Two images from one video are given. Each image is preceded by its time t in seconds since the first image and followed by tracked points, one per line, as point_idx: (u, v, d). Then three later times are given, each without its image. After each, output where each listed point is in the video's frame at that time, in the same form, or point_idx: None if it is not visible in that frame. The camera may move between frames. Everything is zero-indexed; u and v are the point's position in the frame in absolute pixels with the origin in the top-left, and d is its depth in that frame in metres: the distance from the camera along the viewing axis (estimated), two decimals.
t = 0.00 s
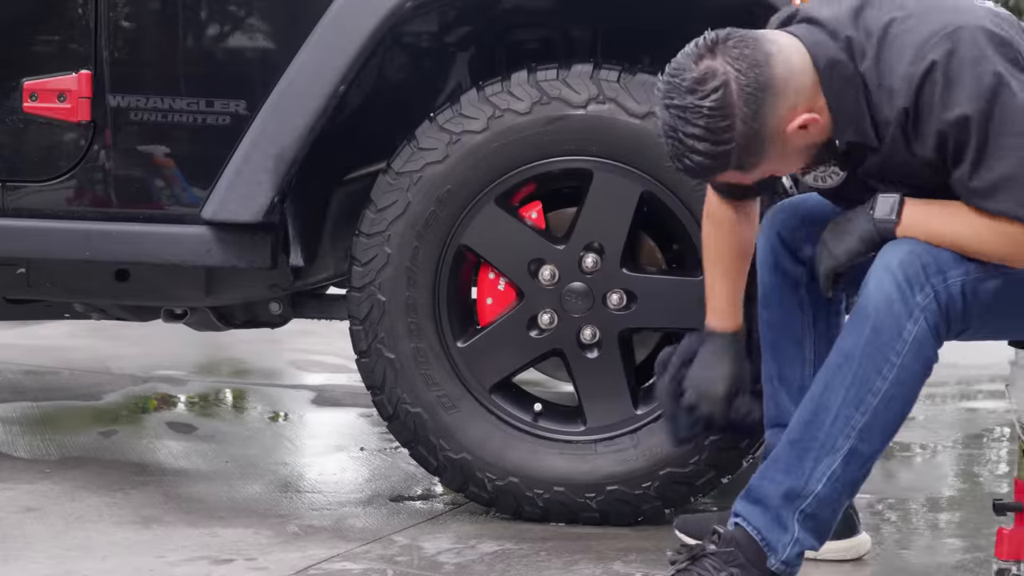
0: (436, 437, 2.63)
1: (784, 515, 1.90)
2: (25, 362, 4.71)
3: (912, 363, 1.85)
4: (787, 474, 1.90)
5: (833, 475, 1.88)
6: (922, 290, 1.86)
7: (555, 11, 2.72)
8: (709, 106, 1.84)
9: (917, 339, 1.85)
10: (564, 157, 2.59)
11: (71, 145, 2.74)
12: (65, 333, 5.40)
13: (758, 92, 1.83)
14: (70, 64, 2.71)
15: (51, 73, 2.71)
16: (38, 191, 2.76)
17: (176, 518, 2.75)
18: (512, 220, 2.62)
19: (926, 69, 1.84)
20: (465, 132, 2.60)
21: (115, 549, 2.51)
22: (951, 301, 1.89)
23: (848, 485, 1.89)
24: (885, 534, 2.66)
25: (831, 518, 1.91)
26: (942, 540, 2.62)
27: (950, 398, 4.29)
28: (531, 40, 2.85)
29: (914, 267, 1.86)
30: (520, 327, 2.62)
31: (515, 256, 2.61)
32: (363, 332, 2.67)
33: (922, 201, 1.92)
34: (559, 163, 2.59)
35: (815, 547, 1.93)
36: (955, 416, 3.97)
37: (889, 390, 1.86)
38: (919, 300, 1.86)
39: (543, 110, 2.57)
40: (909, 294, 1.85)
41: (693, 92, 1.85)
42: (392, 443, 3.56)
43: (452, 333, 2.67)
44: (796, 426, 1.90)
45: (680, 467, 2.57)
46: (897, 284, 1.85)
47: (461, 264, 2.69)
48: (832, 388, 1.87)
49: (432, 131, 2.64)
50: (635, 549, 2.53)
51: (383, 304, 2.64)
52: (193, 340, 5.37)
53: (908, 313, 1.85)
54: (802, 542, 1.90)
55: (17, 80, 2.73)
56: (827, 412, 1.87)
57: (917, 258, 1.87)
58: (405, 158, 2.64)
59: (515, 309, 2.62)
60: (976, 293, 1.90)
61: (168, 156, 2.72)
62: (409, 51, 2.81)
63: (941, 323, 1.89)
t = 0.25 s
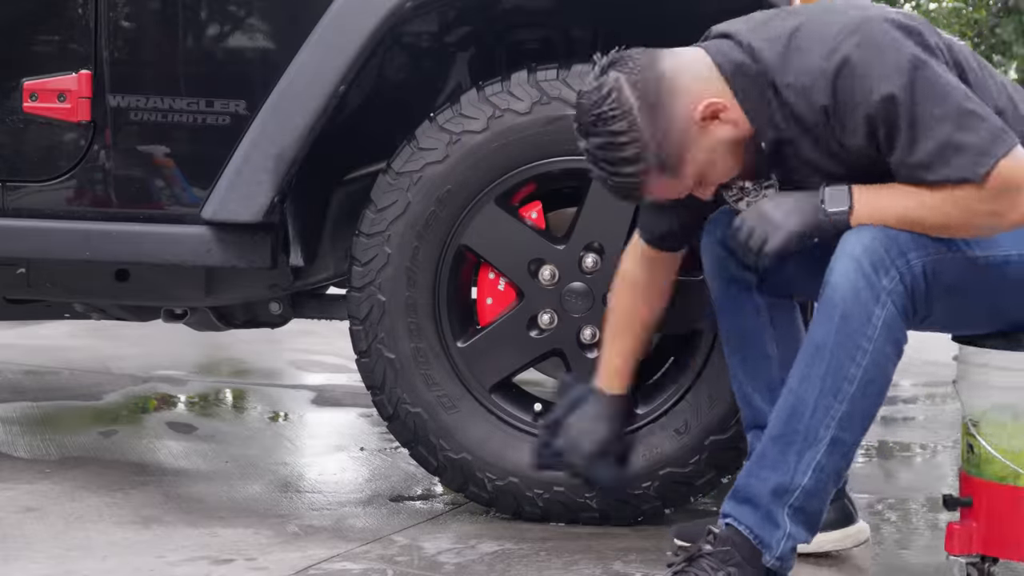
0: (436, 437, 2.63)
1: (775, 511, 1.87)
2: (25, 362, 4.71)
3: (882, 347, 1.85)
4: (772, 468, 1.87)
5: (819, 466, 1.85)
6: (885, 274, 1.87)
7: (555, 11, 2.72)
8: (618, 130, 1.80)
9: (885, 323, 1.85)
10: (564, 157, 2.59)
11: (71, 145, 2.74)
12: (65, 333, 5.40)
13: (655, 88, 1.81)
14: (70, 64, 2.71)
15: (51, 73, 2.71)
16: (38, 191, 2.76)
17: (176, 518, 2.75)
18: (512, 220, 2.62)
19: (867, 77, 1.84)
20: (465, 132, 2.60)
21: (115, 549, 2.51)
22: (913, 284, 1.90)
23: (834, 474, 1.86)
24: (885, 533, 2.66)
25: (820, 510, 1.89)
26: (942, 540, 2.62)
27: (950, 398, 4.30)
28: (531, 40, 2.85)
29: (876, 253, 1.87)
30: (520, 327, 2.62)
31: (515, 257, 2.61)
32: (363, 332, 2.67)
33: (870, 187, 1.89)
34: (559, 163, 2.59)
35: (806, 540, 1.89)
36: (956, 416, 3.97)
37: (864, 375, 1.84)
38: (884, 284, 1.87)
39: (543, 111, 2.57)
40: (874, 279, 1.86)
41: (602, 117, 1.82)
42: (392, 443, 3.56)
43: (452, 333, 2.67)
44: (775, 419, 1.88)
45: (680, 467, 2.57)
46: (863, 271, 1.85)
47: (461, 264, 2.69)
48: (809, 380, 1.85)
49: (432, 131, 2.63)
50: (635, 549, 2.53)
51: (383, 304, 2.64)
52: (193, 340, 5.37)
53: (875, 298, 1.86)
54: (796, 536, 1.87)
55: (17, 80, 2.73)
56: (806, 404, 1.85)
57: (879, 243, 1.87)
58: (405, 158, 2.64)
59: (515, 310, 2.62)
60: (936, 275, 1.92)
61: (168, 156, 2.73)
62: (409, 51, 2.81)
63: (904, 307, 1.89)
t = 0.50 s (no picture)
0: (436, 437, 2.64)
1: (815, 512, 1.97)
2: (25, 362, 4.71)
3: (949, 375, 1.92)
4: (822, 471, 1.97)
5: (868, 478, 1.95)
6: (971, 307, 1.91)
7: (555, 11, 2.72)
8: None
9: (958, 353, 1.91)
10: (564, 157, 2.59)
11: (71, 145, 2.74)
12: (65, 333, 5.40)
13: None
14: (70, 64, 2.71)
15: (51, 73, 2.71)
16: (38, 191, 2.76)
17: (176, 518, 2.75)
18: (512, 219, 2.62)
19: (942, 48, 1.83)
20: (465, 132, 2.60)
21: (114, 549, 2.51)
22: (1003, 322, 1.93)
23: (882, 490, 1.95)
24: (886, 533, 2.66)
25: (866, 523, 1.97)
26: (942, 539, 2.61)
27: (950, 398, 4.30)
28: (531, 40, 2.85)
29: (964, 284, 1.92)
30: (520, 327, 2.62)
31: (515, 257, 2.61)
32: (363, 332, 2.67)
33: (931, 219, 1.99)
34: (559, 163, 2.59)
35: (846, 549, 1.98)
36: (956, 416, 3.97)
37: (926, 399, 1.92)
38: (969, 314, 1.91)
39: (543, 110, 2.57)
40: (959, 309, 1.91)
41: None
42: (392, 443, 3.56)
43: (452, 333, 2.67)
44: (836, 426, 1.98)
45: (680, 466, 2.57)
46: (948, 297, 1.92)
47: (461, 264, 2.69)
48: (877, 394, 1.95)
49: (432, 131, 2.63)
50: (635, 549, 2.52)
51: (383, 304, 2.65)
52: (193, 340, 5.37)
53: (957, 328, 1.91)
54: (832, 541, 1.96)
55: (17, 80, 2.73)
56: (868, 416, 1.95)
57: (967, 273, 1.92)
58: (405, 158, 2.64)
59: (515, 309, 2.62)
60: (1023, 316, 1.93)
61: (168, 156, 2.73)
62: (409, 51, 2.81)
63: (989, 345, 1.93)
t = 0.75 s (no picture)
0: (436, 437, 2.64)
1: (797, 505, 1.95)
2: (25, 362, 4.71)
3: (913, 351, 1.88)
4: (801, 461, 1.95)
5: (845, 466, 1.91)
6: (926, 283, 1.88)
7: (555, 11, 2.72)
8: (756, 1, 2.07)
9: (920, 329, 1.88)
10: (564, 157, 2.59)
11: (71, 145, 2.74)
12: (65, 333, 5.40)
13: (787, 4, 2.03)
14: (70, 64, 2.71)
15: (51, 73, 2.71)
16: (38, 191, 2.76)
17: (176, 518, 2.75)
18: (512, 220, 2.62)
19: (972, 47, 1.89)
20: (465, 132, 2.60)
21: (114, 549, 2.51)
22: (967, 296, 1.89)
23: (860, 475, 1.91)
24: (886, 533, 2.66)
25: (849, 510, 1.93)
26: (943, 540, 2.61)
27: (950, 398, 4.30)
28: (531, 40, 2.85)
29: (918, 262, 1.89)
30: (520, 327, 2.62)
31: (515, 257, 2.61)
32: (363, 332, 2.67)
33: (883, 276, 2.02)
34: (559, 163, 2.59)
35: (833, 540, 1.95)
36: (956, 416, 3.97)
37: (893, 378, 1.89)
38: (924, 293, 1.88)
39: (543, 111, 2.57)
40: (913, 288, 1.89)
41: None
42: (392, 443, 3.56)
43: (452, 333, 2.67)
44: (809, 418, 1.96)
45: (680, 466, 2.57)
46: (902, 279, 1.90)
47: (461, 264, 2.69)
48: (843, 382, 1.92)
49: (432, 131, 2.63)
50: (635, 549, 2.52)
51: (383, 304, 2.65)
52: (193, 340, 5.37)
53: (913, 306, 1.88)
54: (815, 530, 1.93)
55: (17, 80, 2.73)
56: (838, 404, 1.92)
57: (919, 254, 1.90)
58: (405, 158, 2.64)
59: (515, 310, 2.62)
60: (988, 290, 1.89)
61: (168, 156, 2.73)
62: (409, 51, 2.81)
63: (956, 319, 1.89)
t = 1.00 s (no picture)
0: (436, 437, 2.64)
1: (797, 504, 1.99)
2: (25, 362, 4.71)
3: (908, 350, 1.94)
4: (800, 460, 1.99)
5: (844, 462, 1.96)
6: (919, 281, 1.94)
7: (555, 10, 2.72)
8: None
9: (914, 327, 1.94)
10: (564, 156, 2.59)
11: (71, 145, 2.74)
12: (66, 334, 5.40)
13: None
14: (70, 64, 2.71)
15: (51, 73, 2.71)
16: (38, 191, 2.76)
17: (176, 518, 2.75)
18: (512, 220, 2.62)
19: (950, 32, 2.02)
20: (465, 132, 2.60)
21: (114, 549, 2.51)
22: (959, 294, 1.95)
23: (858, 473, 1.96)
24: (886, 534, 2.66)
25: (849, 508, 1.98)
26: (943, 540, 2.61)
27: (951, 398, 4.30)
28: (531, 40, 2.85)
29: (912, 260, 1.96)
30: (520, 327, 2.62)
31: (515, 257, 2.61)
32: (363, 332, 2.67)
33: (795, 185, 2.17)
34: (559, 163, 2.59)
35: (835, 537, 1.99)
36: (956, 416, 3.97)
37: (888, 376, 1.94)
38: (918, 290, 1.94)
39: (543, 110, 2.57)
40: (908, 286, 1.95)
41: None
42: (391, 443, 3.56)
43: (452, 333, 2.67)
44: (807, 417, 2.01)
45: (680, 466, 2.57)
46: (896, 278, 1.96)
47: (461, 264, 2.69)
48: (840, 379, 1.98)
49: (432, 131, 2.63)
50: (635, 549, 2.52)
51: (383, 304, 2.65)
52: (193, 340, 5.37)
53: (907, 304, 1.94)
54: (817, 529, 1.98)
55: (17, 80, 2.73)
56: (835, 402, 1.98)
57: (912, 252, 1.97)
58: (405, 158, 2.64)
59: (515, 310, 2.62)
60: (980, 289, 1.95)
61: (168, 156, 2.73)
62: (409, 51, 2.81)
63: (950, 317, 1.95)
